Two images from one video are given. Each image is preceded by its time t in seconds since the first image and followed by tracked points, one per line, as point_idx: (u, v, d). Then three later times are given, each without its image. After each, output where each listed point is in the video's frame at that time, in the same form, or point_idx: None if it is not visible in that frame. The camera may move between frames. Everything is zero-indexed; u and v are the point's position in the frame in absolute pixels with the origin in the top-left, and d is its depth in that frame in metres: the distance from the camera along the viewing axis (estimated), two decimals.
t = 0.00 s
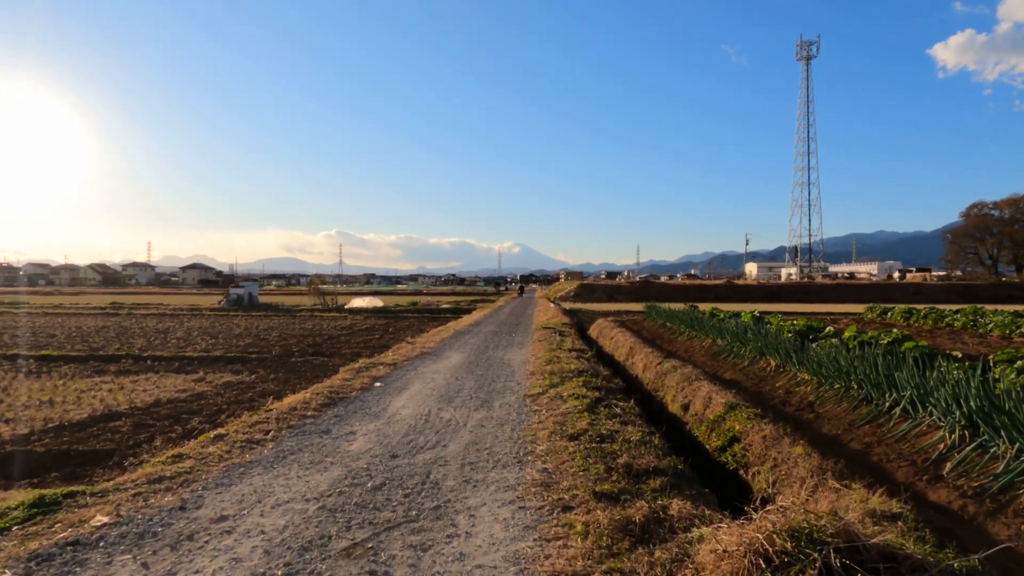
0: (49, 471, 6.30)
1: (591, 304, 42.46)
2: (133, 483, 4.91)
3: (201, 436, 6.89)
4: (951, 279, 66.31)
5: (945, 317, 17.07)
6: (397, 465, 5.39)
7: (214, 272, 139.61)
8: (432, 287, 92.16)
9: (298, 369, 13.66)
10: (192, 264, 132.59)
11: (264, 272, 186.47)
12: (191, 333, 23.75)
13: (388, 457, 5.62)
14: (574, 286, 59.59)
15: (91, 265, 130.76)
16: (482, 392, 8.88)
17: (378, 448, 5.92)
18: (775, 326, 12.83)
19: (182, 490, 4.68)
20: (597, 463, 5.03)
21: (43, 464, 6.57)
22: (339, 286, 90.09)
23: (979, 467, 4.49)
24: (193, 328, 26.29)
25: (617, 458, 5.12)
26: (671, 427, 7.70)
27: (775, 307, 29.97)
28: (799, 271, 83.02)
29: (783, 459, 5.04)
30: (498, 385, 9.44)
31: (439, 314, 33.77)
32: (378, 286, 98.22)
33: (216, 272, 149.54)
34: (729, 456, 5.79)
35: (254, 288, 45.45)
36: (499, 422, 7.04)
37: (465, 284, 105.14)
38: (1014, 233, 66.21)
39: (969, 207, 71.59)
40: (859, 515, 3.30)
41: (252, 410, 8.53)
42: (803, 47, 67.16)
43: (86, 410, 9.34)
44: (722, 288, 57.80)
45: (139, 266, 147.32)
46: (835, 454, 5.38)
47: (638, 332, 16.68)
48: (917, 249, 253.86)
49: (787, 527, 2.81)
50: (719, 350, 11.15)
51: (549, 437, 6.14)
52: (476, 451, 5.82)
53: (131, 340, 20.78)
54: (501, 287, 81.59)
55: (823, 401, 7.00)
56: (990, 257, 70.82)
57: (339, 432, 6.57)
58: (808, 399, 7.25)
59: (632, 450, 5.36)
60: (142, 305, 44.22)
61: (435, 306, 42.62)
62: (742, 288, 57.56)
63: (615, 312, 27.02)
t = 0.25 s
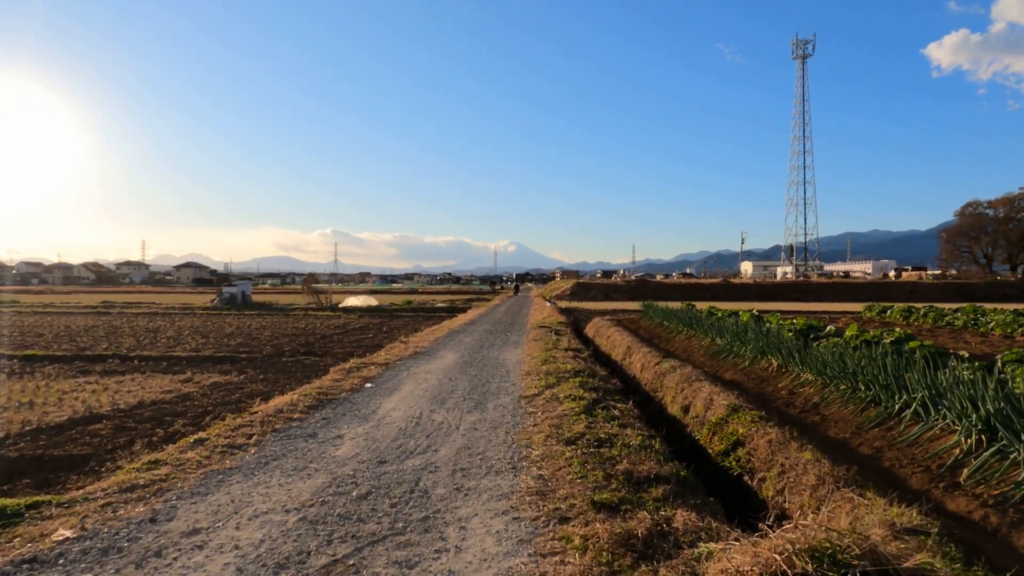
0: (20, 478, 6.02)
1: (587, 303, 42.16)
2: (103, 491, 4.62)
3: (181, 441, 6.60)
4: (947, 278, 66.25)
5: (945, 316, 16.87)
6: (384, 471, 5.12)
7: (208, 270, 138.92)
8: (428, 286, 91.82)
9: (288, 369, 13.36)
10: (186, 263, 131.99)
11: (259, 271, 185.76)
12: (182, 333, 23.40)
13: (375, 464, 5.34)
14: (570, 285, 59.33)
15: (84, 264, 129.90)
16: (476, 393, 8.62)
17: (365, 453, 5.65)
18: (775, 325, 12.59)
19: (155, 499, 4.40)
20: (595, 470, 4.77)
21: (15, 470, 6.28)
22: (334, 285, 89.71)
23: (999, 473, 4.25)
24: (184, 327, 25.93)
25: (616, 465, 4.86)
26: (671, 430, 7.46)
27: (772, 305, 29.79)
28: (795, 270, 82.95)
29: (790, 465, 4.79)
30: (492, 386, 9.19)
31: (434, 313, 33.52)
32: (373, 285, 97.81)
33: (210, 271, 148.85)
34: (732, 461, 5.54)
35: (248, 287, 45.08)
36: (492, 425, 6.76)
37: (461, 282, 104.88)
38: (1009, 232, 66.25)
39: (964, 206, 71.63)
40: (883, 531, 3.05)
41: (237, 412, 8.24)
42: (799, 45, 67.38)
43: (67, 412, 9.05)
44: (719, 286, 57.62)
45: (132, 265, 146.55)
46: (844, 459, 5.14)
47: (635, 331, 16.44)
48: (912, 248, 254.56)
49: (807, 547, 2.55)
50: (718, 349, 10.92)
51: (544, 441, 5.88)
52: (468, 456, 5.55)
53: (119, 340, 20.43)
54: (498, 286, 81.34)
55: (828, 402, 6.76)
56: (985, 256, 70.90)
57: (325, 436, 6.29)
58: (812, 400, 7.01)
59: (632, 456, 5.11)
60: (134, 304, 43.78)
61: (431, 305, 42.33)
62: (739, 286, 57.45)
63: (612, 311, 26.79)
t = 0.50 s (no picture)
0: None
1: (581, 300, 41.87)
2: (59, 505, 4.28)
3: (153, 447, 6.25)
4: (940, 275, 66.25)
5: (945, 314, 16.62)
6: (365, 482, 4.79)
7: (200, 268, 138.02)
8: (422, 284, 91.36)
9: (275, 369, 12.99)
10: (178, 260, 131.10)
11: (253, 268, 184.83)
12: (169, 331, 22.96)
13: (357, 473, 5.01)
14: (564, 282, 59.01)
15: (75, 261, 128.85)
16: (466, 395, 8.29)
17: (347, 462, 5.31)
18: (774, 323, 12.30)
19: (114, 515, 4.05)
20: (591, 481, 4.46)
21: None
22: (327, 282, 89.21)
23: None
24: (172, 325, 25.49)
25: (613, 475, 4.54)
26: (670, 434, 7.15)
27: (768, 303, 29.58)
28: (789, 268, 82.89)
29: (799, 475, 4.49)
30: (483, 387, 8.86)
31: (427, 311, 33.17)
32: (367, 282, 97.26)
33: (202, 268, 147.94)
34: (736, 469, 5.24)
35: (239, 284, 44.59)
36: (483, 430, 6.43)
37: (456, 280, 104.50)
38: (1003, 229, 66.31)
39: (958, 204, 71.68)
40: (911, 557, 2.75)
41: (217, 415, 7.88)
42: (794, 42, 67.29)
43: (40, 415, 8.68)
44: (713, 284, 57.41)
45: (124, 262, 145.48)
46: (854, 468, 4.85)
47: (631, 330, 16.12)
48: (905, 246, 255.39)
49: None
50: (716, 349, 10.62)
51: (536, 448, 5.56)
52: (456, 464, 5.23)
53: (105, 339, 20.00)
54: (492, 284, 80.95)
55: (834, 405, 6.47)
56: (978, 253, 70.95)
57: (306, 442, 5.95)
58: (817, 403, 6.71)
59: (630, 465, 4.79)
60: (124, 301, 43.24)
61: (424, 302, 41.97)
62: (733, 284, 57.29)
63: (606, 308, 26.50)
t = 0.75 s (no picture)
0: None
1: (580, 300, 41.60)
2: (25, 525, 3.98)
3: (135, 457, 5.96)
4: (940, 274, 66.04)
5: (950, 314, 16.35)
6: (355, 497, 4.49)
7: (198, 267, 137.59)
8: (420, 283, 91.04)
9: (268, 371, 12.70)
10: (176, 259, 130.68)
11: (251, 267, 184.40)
12: (163, 331, 22.64)
13: (347, 488, 4.71)
14: (563, 281, 58.72)
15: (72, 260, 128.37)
16: (464, 400, 7.99)
17: (337, 474, 5.01)
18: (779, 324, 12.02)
19: (82, 538, 3.75)
20: (596, 498, 4.17)
21: None
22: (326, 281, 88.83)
23: None
24: (166, 325, 25.16)
25: (620, 491, 4.26)
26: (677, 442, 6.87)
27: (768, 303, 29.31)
28: (788, 267, 82.67)
29: (818, 490, 4.20)
30: (482, 391, 8.57)
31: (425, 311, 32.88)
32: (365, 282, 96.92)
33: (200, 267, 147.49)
34: (749, 483, 4.96)
35: (236, 284, 44.26)
36: (481, 438, 6.14)
37: (454, 279, 104.14)
38: (1002, 229, 66.13)
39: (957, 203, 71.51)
40: None
41: (205, 422, 7.59)
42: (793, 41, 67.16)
43: (22, 420, 8.37)
44: (713, 283, 57.16)
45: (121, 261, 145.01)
46: (875, 482, 4.56)
47: (631, 331, 15.83)
48: (903, 245, 255.47)
49: None
50: (721, 351, 10.34)
51: (537, 460, 5.27)
52: (453, 477, 4.94)
53: (97, 340, 19.70)
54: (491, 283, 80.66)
55: (848, 413, 6.19)
56: (978, 253, 70.76)
57: (295, 453, 5.66)
58: (830, 410, 6.43)
59: (637, 479, 4.50)
60: (120, 301, 42.89)
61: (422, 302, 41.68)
62: (733, 283, 57.03)
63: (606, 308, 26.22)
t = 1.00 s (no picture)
0: None
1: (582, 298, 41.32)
2: None
3: (122, 461, 5.67)
4: (943, 272, 65.67)
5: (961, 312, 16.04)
6: (351, 506, 4.20)
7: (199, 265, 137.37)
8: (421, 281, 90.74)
9: (266, 370, 12.42)
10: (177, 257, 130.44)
11: (252, 265, 184.25)
12: (160, 330, 22.35)
13: (343, 496, 4.42)
14: (564, 280, 58.42)
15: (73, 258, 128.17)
16: (466, 400, 7.70)
17: (332, 481, 4.72)
18: (788, 322, 11.71)
19: (54, 552, 3.46)
20: (609, 509, 3.88)
21: None
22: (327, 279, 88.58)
23: None
24: (164, 323, 24.87)
25: (636, 501, 3.96)
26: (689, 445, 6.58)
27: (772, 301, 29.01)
28: (791, 265, 82.33)
29: (848, 500, 3.90)
30: (485, 391, 8.28)
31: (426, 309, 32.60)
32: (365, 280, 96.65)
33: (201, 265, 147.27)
34: (771, 490, 4.66)
35: (236, 282, 43.98)
36: (485, 442, 5.85)
37: (456, 277, 103.87)
38: (1006, 226, 65.77)
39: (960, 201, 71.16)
40: None
41: (197, 423, 7.31)
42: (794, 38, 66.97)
43: (9, 421, 8.08)
44: (715, 281, 56.83)
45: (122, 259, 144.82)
46: (907, 491, 4.26)
47: (637, 329, 15.53)
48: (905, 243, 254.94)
49: None
50: (731, 349, 10.04)
51: (545, 465, 4.98)
52: (455, 484, 4.65)
53: (94, 338, 19.45)
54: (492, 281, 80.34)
55: (870, 415, 5.89)
56: (981, 250, 70.38)
57: (289, 457, 5.37)
58: (851, 412, 6.13)
59: (653, 487, 4.21)
60: (119, 299, 42.63)
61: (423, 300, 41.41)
62: (735, 281, 56.72)
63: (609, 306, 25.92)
